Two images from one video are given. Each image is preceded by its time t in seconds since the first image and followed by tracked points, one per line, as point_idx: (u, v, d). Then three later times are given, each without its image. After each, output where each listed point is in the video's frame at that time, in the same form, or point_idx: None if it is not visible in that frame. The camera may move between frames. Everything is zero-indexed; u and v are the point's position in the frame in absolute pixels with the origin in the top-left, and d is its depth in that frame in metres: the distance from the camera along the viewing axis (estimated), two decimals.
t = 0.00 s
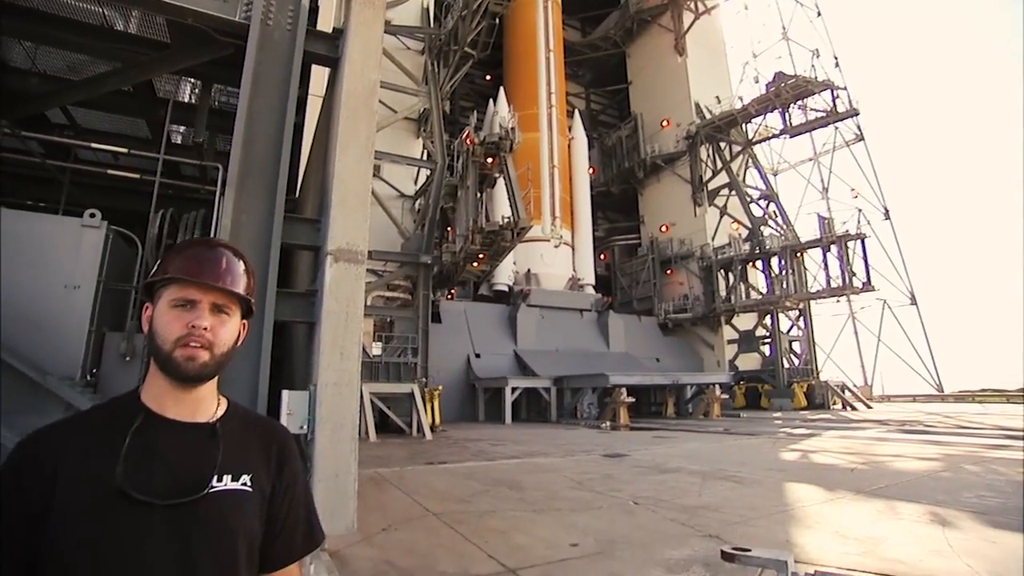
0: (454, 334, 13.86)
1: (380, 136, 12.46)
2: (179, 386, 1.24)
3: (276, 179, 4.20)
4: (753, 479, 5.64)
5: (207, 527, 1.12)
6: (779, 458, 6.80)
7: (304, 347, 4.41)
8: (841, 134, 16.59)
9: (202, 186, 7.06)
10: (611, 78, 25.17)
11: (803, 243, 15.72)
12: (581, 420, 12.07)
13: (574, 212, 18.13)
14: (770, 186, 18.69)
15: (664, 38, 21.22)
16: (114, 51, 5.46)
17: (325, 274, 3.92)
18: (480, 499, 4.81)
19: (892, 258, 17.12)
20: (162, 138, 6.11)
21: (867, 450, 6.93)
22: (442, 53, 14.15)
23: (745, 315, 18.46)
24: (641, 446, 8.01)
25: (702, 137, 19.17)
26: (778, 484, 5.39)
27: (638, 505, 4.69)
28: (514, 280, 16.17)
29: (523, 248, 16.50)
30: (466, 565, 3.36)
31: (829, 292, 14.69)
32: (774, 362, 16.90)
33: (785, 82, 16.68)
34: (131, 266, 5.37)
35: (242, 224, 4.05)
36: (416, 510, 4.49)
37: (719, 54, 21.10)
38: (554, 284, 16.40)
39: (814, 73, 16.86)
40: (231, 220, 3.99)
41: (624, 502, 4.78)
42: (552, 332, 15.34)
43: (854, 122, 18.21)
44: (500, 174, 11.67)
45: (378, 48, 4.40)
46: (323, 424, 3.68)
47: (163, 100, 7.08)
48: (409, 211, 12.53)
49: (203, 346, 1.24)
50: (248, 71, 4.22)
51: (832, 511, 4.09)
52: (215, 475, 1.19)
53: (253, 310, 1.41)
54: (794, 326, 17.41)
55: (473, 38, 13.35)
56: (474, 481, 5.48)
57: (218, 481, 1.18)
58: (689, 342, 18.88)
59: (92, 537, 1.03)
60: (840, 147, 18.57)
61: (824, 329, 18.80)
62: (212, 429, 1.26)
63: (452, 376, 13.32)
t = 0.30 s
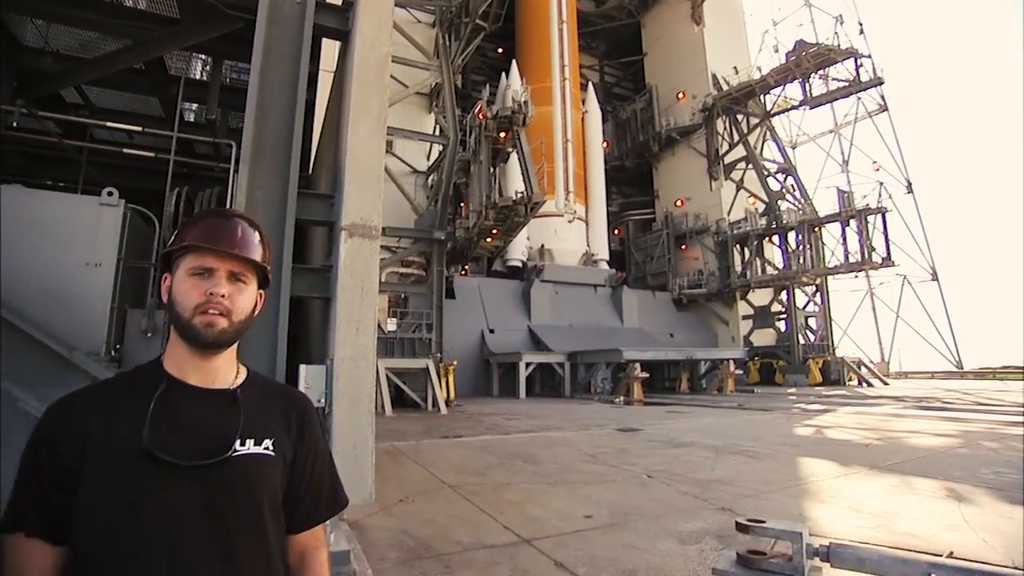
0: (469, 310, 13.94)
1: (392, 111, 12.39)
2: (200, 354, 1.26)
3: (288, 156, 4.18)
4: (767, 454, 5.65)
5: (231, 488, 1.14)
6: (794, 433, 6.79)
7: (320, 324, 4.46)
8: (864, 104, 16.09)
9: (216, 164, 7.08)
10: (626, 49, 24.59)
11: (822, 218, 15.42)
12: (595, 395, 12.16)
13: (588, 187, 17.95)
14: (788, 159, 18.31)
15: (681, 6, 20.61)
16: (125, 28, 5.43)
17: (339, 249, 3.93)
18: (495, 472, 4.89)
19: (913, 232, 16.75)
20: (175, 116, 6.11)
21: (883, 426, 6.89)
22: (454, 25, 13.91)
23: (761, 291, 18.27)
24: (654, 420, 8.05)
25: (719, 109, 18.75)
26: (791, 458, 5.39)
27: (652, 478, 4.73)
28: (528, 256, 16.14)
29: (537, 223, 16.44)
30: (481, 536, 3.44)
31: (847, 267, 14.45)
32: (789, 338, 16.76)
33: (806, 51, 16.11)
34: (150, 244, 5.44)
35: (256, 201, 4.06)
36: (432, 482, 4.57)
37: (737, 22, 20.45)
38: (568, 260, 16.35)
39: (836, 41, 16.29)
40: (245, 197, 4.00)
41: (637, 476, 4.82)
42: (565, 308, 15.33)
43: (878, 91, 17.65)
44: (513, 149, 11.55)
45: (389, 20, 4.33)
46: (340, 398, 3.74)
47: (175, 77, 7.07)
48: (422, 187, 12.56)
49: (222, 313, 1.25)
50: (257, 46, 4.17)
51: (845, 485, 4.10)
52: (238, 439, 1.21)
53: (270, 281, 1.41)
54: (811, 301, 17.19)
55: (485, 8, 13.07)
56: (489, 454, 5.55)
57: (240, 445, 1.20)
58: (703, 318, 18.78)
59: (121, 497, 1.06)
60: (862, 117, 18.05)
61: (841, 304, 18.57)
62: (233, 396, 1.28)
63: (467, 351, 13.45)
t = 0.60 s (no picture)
0: (485, 287, 13.99)
1: (406, 87, 12.31)
2: (226, 325, 1.27)
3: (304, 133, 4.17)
4: (784, 430, 5.64)
5: (257, 456, 1.17)
6: (812, 410, 6.75)
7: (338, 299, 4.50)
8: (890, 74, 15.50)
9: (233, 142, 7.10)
10: (644, 19, 23.95)
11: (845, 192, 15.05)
12: (611, 371, 12.22)
13: (605, 162, 17.72)
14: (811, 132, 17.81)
15: None
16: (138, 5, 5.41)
17: (356, 225, 3.93)
18: (512, 446, 4.94)
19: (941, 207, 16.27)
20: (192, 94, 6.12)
21: (904, 403, 6.80)
22: None
23: (780, 267, 18.00)
24: (670, 396, 8.06)
25: (739, 81, 18.28)
26: (809, 435, 5.37)
27: (668, 453, 4.75)
28: (544, 232, 16.10)
29: (553, 199, 16.36)
30: (499, 508, 3.49)
31: (871, 243, 14.14)
32: (809, 315, 16.54)
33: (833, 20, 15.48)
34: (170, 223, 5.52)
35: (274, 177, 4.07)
36: (450, 456, 4.64)
37: None
38: (584, 236, 16.28)
39: (865, 7, 15.64)
40: (263, 174, 4.00)
41: (654, 451, 4.84)
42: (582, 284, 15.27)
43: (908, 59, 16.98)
44: (528, 124, 11.40)
45: None
46: (359, 373, 3.78)
47: (190, 56, 7.07)
48: (437, 163, 12.57)
49: (245, 286, 1.26)
50: (271, 22, 4.13)
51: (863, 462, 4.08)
52: (263, 409, 1.23)
53: (291, 253, 1.42)
54: (832, 278, 16.90)
55: None
56: (506, 429, 5.63)
57: (266, 414, 1.22)
58: (721, 294, 18.60)
59: (153, 463, 1.09)
60: (890, 87, 17.42)
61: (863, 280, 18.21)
62: (257, 366, 1.30)
63: (484, 327, 13.57)
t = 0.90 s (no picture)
0: (502, 264, 14.00)
1: (421, 63, 12.21)
2: (251, 299, 1.28)
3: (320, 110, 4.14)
4: (803, 408, 5.60)
5: (280, 429, 1.18)
6: (831, 388, 6.69)
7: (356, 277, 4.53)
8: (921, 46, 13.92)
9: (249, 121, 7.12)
10: None
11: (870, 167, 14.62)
12: (628, 348, 12.21)
13: (622, 137, 17.46)
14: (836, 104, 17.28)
15: None
16: None
17: (374, 202, 3.93)
18: (530, 422, 4.99)
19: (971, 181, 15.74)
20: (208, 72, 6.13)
21: (927, 382, 6.69)
22: None
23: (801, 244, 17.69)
24: (687, 373, 8.05)
25: (761, 52, 17.74)
26: (829, 414, 5.31)
27: (685, 430, 4.75)
28: (561, 209, 16.01)
29: (570, 175, 16.29)
30: (518, 483, 3.53)
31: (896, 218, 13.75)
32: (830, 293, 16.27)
33: None
34: (190, 202, 5.59)
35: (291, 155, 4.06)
36: (468, 432, 4.70)
37: None
38: (602, 213, 16.17)
39: None
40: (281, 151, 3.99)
41: (671, 428, 4.84)
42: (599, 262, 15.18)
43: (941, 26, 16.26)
44: (545, 99, 11.23)
45: None
46: (378, 348, 3.82)
47: (205, 34, 7.06)
48: (453, 140, 12.55)
49: (270, 261, 1.27)
50: None
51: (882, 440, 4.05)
52: (287, 382, 1.24)
53: (314, 229, 1.42)
54: (854, 255, 16.56)
55: None
56: (523, 405, 5.68)
57: (288, 388, 1.23)
58: (740, 272, 18.36)
59: (181, 433, 1.11)
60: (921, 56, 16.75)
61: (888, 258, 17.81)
62: (280, 341, 1.31)
63: (501, 304, 13.64)
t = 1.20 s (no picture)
0: (518, 242, 13.96)
1: (435, 39, 12.04)
2: (271, 273, 1.29)
3: (335, 86, 4.10)
4: (821, 387, 5.56)
5: (302, 401, 1.20)
6: (850, 367, 6.62)
7: (372, 253, 4.55)
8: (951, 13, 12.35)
9: (264, 99, 7.10)
10: None
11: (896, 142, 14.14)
12: (644, 326, 12.19)
13: (639, 113, 17.16)
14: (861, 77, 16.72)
15: None
16: None
17: (389, 178, 3.91)
18: (545, 398, 5.03)
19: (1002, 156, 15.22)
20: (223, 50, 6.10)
21: (950, 362, 6.58)
22: None
23: (822, 221, 17.35)
24: (703, 351, 8.03)
25: (784, 23, 17.17)
26: (847, 393, 5.26)
27: (701, 408, 4.75)
28: (577, 186, 16.01)
29: (586, 151, 16.25)
30: (534, 458, 3.56)
31: (922, 196, 13.28)
32: (850, 272, 15.98)
33: None
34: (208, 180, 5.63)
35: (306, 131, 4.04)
36: (485, 408, 4.75)
37: None
38: (618, 190, 16.23)
39: None
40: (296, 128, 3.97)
41: (687, 405, 4.84)
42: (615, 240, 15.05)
43: None
44: (561, 74, 11.04)
45: None
46: (395, 325, 3.85)
47: (218, 11, 7.00)
48: (468, 118, 12.50)
49: (289, 235, 1.27)
50: None
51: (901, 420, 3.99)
52: (307, 355, 1.25)
53: (333, 202, 1.41)
54: (877, 233, 16.22)
55: None
56: (538, 382, 5.72)
57: (309, 360, 1.25)
58: (758, 250, 18.12)
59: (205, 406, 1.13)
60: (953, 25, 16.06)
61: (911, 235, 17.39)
62: (300, 313, 1.31)
63: (517, 282, 13.65)
